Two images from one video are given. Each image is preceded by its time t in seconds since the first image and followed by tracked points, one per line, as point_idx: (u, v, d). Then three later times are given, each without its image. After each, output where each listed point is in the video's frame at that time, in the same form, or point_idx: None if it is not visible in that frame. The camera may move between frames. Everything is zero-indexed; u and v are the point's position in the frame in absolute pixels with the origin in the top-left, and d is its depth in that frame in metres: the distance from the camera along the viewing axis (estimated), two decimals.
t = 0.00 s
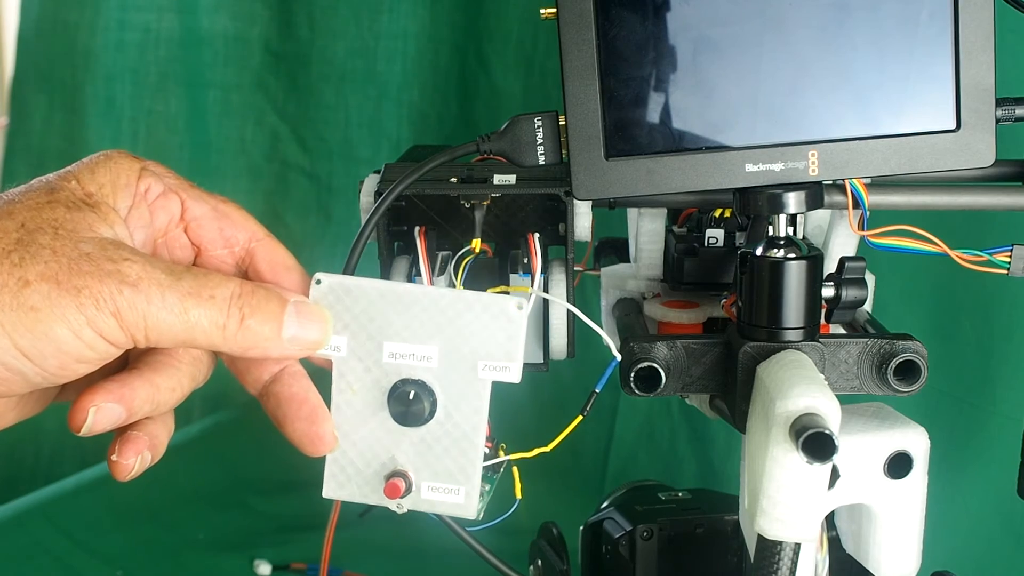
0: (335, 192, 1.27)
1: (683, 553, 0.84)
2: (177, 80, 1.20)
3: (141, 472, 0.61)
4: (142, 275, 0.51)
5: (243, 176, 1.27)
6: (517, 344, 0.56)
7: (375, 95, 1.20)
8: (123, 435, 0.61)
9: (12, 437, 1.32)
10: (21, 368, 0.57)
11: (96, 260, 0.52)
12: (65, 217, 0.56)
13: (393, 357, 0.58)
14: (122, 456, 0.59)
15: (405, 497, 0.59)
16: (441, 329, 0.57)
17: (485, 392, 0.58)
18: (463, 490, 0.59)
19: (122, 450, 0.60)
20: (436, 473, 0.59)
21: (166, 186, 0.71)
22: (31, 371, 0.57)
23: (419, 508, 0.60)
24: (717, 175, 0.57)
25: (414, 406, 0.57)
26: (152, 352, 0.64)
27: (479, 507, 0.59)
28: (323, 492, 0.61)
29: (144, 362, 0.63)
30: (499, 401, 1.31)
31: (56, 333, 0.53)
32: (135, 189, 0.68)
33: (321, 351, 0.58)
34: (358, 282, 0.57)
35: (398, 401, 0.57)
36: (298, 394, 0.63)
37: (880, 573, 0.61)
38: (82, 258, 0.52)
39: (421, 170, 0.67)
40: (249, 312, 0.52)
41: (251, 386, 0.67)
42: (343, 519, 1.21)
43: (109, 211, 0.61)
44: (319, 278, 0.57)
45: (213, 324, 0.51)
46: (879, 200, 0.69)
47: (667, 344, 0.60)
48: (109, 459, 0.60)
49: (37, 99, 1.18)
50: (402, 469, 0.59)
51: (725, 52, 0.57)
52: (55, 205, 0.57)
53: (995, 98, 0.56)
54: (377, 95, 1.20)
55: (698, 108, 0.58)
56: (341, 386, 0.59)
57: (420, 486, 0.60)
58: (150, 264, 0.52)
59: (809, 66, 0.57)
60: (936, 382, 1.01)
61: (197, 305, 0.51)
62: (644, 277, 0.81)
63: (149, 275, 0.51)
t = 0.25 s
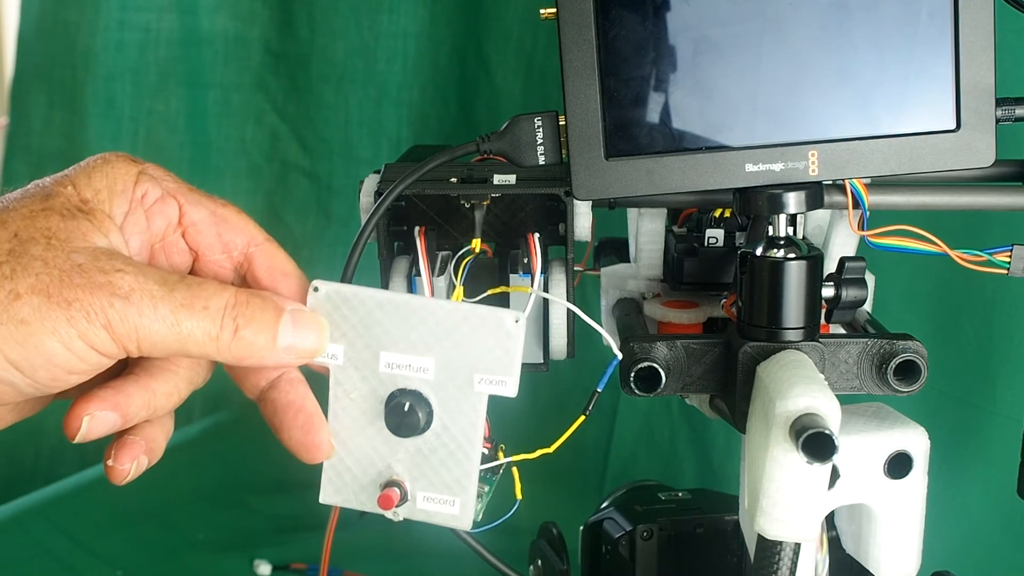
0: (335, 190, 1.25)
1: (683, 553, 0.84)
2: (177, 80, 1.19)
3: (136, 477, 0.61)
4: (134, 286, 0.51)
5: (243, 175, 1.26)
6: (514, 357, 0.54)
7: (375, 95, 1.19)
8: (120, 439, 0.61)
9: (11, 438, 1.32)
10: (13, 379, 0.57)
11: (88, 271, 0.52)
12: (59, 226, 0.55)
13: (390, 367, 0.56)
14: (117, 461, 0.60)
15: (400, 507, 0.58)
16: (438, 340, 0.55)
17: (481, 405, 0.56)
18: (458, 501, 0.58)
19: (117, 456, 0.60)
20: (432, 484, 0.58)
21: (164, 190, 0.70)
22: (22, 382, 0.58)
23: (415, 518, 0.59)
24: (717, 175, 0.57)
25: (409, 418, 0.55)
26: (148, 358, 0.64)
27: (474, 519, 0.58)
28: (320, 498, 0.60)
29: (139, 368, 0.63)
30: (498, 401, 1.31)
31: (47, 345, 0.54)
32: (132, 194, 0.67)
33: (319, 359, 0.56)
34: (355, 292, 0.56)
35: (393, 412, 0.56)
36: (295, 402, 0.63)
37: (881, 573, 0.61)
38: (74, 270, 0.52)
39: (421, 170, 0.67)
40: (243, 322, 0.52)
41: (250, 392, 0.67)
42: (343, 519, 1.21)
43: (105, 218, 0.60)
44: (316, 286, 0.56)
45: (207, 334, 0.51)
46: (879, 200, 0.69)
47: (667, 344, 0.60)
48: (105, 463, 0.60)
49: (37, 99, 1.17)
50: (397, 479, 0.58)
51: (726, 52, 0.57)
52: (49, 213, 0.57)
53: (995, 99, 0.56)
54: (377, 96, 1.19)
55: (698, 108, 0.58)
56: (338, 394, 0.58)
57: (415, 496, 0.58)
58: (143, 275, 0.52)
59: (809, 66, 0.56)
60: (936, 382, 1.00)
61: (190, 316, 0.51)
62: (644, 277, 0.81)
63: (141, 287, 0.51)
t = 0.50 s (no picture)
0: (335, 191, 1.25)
1: (683, 553, 0.84)
2: (177, 79, 1.18)
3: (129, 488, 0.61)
4: (121, 302, 0.51)
5: (244, 175, 1.25)
6: (506, 370, 0.52)
7: (375, 95, 1.19)
8: (112, 452, 0.62)
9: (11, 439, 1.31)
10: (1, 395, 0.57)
11: (75, 286, 0.52)
12: (47, 240, 0.56)
13: (382, 380, 0.55)
14: (109, 474, 0.60)
15: (393, 519, 0.56)
16: (430, 353, 0.54)
17: (474, 420, 0.54)
18: (452, 513, 0.56)
19: (109, 468, 0.60)
20: (425, 495, 0.56)
21: (154, 201, 0.70)
22: (11, 397, 0.58)
23: (409, 530, 0.57)
24: (717, 175, 0.57)
25: (400, 430, 0.54)
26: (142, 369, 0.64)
27: (469, 533, 0.56)
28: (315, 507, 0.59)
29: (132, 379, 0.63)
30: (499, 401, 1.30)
31: (34, 361, 0.54)
32: (121, 207, 0.68)
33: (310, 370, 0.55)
34: (347, 304, 0.55)
35: (385, 424, 0.54)
36: (287, 415, 0.64)
37: (880, 573, 0.61)
38: (62, 285, 0.52)
39: (421, 170, 0.67)
40: (233, 336, 0.52)
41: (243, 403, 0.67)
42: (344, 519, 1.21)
43: (94, 230, 0.60)
44: (308, 297, 0.55)
45: (197, 348, 0.51)
46: (879, 200, 0.69)
47: (667, 344, 0.60)
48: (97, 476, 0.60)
49: (37, 99, 1.15)
50: (391, 492, 0.56)
51: (726, 52, 0.57)
52: (37, 226, 0.57)
53: (994, 99, 0.56)
54: (377, 96, 1.19)
55: (698, 108, 0.58)
56: (331, 406, 0.57)
57: (409, 508, 0.57)
58: (131, 289, 0.52)
59: (808, 67, 0.56)
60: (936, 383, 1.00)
61: (179, 331, 0.51)
62: (644, 277, 0.81)
63: (129, 302, 0.51)
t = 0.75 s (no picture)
0: (335, 192, 1.25)
1: (683, 553, 0.84)
2: (177, 79, 1.18)
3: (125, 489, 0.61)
4: (117, 302, 0.51)
5: (243, 175, 1.25)
6: (504, 372, 0.52)
7: (374, 94, 1.19)
8: (109, 452, 0.62)
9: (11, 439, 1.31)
10: None
11: (71, 287, 0.52)
12: (43, 240, 0.55)
13: (379, 381, 0.55)
14: (105, 475, 0.60)
15: (390, 520, 0.57)
16: (428, 355, 0.54)
17: (471, 422, 0.54)
18: (449, 515, 0.56)
19: (106, 469, 0.60)
20: (422, 497, 0.56)
21: (151, 202, 0.70)
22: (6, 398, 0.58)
23: (406, 531, 0.57)
24: (717, 175, 0.57)
25: (397, 432, 0.54)
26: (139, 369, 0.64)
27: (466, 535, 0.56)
28: (312, 508, 0.60)
29: (129, 380, 0.63)
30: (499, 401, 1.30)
31: (29, 361, 0.54)
32: (118, 207, 0.68)
33: (308, 372, 0.55)
34: (345, 305, 0.55)
35: (382, 426, 0.54)
36: (284, 415, 0.64)
37: (880, 573, 0.61)
38: (57, 286, 0.52)
39: (421, 170, 0.67)
40: (229, 337, 0.52)
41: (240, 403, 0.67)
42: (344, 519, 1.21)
43: (90, 231, 0.60)
44: (305, 298, 0.55)
45: (193, 349, 0.51)
46: (879, 200, 0.69)
47: (667, 344, 0.60)
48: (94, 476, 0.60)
49: (36, 99, 1.15)
50: (387, 493, 0.56)
51: (726, 52, 0.57)
52: (34, 227, 0.57)
53: (995, 99, 0.56)
54: (377, 95, 1.19)
55: (697, 108, 0.58)
56: (328, 407, 0.57)
57: (406, 510, 0.57)
58: (127, 290, 0.52)
59: (809, 67, 0.57)
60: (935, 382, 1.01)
61: (175, 332, 0.51)
62: (644, 277, 0.81)
63: (124, 303, 0.51)
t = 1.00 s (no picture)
0: (335, 192, 1.24)
1: (683, 553, 0.84)
2: (177, 79, 1.18)
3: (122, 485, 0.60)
4: (108, 297, 0.51)
5: (243, 175, 1.25)
6: (501, 370, 0.52)
7: (375, 95, 1.18)
8: (105, 446, 0.61)
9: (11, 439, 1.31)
10: None
11: (62, 281, 0.52)
12: (35, 234, 0.56)
13: (376, 378, 0.55)
14: (101, 469, 0.59)
15: (386, 518, 0.56)
16: (425, 352, 0.54)
17: (467, 420, 0.54)
18: (446, 514, 0.56)
19: (102, 464, 0.60)
20: (419, 496, 0.56)
21: (147, 194, 0.70)
22: None
23: (402, 530, 0.57)
24: (717, 175, 0.57)
25: (393, 430, 0.53)
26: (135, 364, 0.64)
27: (461, 534, 0.56)
28: (308, 505, 0.59)
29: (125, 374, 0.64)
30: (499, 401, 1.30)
31: (20, 355, 0.54)
32: (113, 201, 0.68)
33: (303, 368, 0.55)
34: (341, 300, 0.54)
35: (378, 424, 0.54)
36: (280, 411, 0.63)
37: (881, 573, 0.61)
38: (48, 279, 0.52)
39: (421, 170, 0.67)
40: (223, 332, 0.51)
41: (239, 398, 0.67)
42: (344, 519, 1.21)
43: (83, 224, 0.61)
44: (302, 293, 0.55)
45: (186, 344, 0.51)
46: (879, 200, 0.69)
47: (667, 344, 0.60)
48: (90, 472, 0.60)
49: (37, 99, 1.15)
50: (384, 491, 0.56)
51: (726, 52, 0.57)
52: (26, 220, 0.57)
53: (995, 99, 0.56)
54: (377, 95, 1.18)
55: (698, 108, 0.58)
56: (324, 403, 0.57)
57: (403, 508, 0.57)
58: (119, 284, 0.51)
59: (809, 67, 0.57)
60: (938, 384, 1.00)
61: (167, 327, 0.51)
62: (644, 277, 0.81)
63: (115, 297, 0.51)
